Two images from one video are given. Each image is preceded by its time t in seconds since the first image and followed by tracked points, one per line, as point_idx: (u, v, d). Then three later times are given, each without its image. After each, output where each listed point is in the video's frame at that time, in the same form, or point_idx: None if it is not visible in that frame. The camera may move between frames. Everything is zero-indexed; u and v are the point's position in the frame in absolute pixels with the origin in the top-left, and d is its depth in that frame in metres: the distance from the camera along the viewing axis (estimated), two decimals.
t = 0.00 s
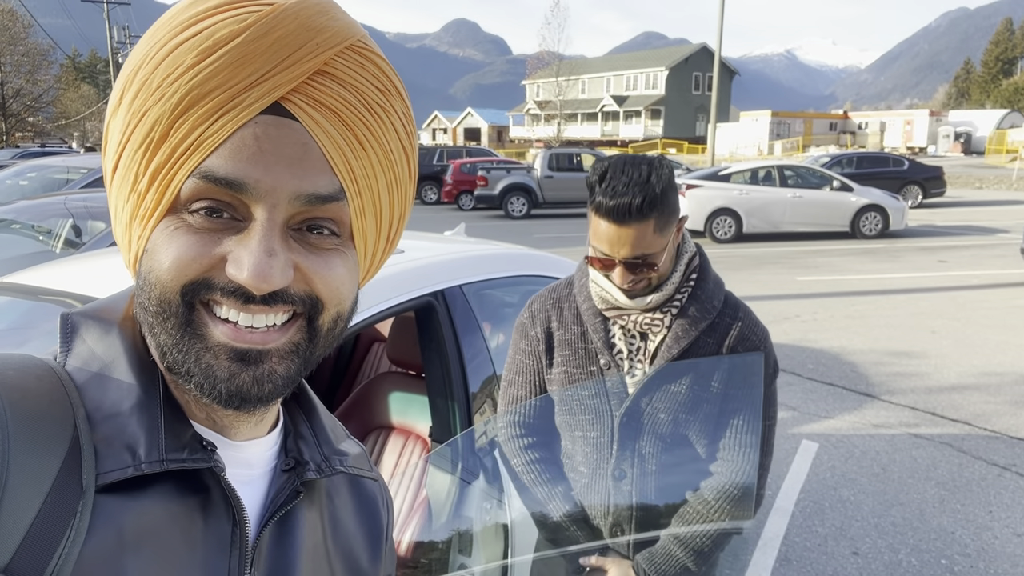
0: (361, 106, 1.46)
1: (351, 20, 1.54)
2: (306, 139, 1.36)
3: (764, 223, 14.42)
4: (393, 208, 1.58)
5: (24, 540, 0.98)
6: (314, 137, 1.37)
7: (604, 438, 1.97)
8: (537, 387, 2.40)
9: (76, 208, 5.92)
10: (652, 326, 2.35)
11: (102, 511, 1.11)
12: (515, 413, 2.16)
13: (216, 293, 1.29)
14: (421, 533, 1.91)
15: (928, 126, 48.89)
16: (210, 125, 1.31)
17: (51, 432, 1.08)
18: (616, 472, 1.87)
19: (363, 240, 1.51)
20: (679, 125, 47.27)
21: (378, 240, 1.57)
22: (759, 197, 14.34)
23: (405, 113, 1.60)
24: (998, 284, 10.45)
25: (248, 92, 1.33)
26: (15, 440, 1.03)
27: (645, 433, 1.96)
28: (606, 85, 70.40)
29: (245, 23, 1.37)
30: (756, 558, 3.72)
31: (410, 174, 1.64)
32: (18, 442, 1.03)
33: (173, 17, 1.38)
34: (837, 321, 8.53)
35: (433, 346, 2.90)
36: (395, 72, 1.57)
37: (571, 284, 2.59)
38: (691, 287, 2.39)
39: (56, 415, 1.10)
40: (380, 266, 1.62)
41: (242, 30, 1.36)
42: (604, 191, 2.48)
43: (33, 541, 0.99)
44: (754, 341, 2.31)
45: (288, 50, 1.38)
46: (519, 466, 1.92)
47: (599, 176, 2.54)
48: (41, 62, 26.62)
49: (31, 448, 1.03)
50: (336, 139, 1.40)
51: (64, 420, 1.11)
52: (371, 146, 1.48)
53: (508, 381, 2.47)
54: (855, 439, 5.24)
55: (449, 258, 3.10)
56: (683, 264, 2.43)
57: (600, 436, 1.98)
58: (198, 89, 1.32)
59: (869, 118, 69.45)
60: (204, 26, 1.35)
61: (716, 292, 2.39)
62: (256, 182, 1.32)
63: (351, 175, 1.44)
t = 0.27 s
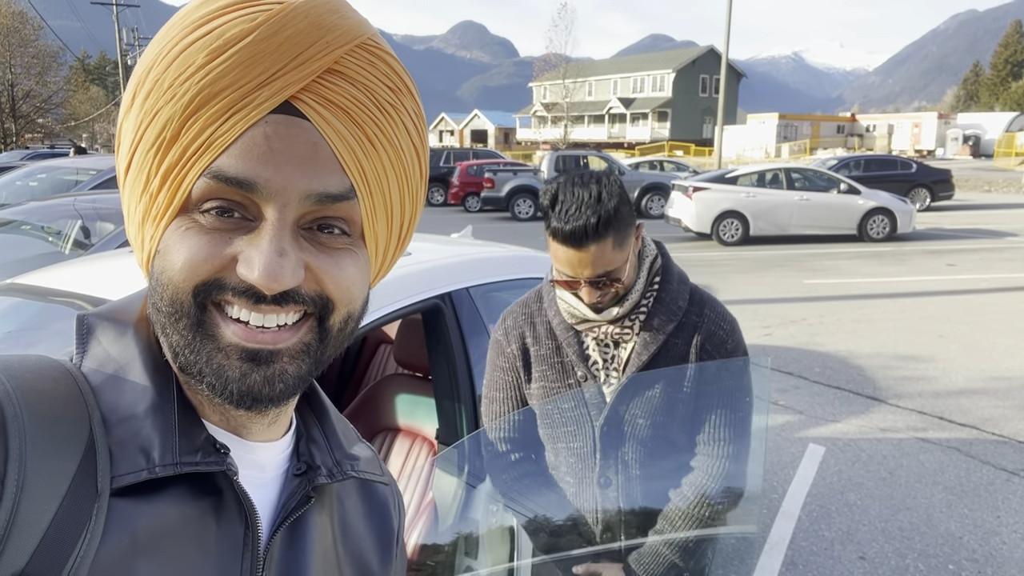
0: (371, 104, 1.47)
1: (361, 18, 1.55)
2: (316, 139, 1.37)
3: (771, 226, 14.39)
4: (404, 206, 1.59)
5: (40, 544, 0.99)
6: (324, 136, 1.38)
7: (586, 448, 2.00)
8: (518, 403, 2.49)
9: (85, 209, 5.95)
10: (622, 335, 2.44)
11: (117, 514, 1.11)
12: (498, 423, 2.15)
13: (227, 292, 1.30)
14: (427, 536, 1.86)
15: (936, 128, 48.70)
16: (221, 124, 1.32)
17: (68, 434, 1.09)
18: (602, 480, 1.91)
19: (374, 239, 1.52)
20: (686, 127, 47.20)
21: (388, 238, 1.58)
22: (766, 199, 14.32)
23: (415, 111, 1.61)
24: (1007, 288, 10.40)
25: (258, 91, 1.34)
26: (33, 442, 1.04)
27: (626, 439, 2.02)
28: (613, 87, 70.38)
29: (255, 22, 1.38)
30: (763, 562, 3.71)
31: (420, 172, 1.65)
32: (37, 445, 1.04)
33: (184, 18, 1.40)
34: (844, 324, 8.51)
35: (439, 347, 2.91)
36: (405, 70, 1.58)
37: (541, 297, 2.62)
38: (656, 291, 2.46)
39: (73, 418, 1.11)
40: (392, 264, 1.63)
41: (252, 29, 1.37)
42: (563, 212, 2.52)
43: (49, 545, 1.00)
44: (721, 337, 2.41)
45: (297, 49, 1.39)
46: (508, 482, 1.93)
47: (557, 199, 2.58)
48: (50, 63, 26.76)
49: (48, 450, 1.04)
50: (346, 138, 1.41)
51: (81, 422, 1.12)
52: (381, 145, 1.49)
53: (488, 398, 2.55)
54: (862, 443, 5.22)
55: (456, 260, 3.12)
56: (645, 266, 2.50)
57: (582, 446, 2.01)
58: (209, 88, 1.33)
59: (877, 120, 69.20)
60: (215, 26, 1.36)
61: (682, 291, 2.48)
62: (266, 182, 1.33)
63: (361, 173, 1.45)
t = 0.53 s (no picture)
0: (377, 106, 1.47)
1: (367, 17, 1.54)
2: (321, 142, 1.38)
3: (781, 227, 14.33)
4: (408, 207, 1.59)
5: (46, 540, 1.00)
6: (330, 140, 1.39)
7: (580, 445, 2.02)
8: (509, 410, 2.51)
9: (97, 210, 5.99)
10: (603, 331, 2.43)
11: (122, 510, 1.12)
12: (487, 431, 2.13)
13: (232, 297, 1.31)
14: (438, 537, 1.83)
15: (949, 129, 48.36)
16: (227, 127, 1.32)
17: (73, 432, 1.10)
18: (597, 476, 1.91)
19: (378, 241, 1.53)
20: (696, 128, 47.07)
21: (392, 238, 1.58)
22: (776, 200, 14.26)
23: (421, 111, 1.61)
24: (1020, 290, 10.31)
25: (264, 94, 1.34)
26: (39, 439, 1.05)
27: (619, 433, 2.04)
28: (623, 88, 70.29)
29: (260, 23, 1.38)
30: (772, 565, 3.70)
31: (424, 172, 1.65)
32: (42, 443, 1.05)
33: (189, 17, 1.40)
34: (855, 326, 8.46)
35: (447, 348, 2.92)
36: (410, 71, 1.59)
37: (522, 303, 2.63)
38: (633, 284, 2.44)
39: (77, 416, 1.12)
40: (395, 263, 1.64)
41: (258, 30, 1.37)
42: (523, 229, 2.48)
43: (55, 541, 1.01)
44: (703, 322, 2.42)
45: (303, 51, 1.39)
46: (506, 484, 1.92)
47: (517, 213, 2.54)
48: (64, 66, 26.96)
49: (53, 448, 1.05)
50: (352, 141, 1.41)
51: (85, 420, 1.13)
52: (386, 147, 1.49)
53: (479, 405, 2.58)
54: (873, 445, 5.19)
55: (464, 261, 3.12)
56: (620, 260, 2.49)
57: (575, 443, 2.03)
58: (215, 90, 1.34)
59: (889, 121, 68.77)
60: (220, 26, 1.36)
61: (659, 279, 2.46)
62: (271, 186, 1.34)
63: (366, 177, 1.45)
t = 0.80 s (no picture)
0: (359, 114, 1.45)
1: (351, 21, 1.52)
2: (301, 152, 1.35)
3: (791, 227, 14.22)
4: (389, 214, 1.58)
5: (13, 553, 0.96)
6: (310, 149, 1.36)
7: (577, 449, 1.99)
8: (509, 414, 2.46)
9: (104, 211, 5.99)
10: (602, 331, 2.37)
11: (91, 523, 1.09)
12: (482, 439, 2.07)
13: (209, 315, 1.26)
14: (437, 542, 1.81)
15: (961, 128, 47.99)
16: (205, 135, 1.29)
17: (38, 442, 1.07)
18: (594, 480, 1.86)
19: (358, 251, 1.50)
20: (706, 128, 46.88)
21: (372, 247, 1.56)
22: (786, 200, 14.16)
23: (403, 118, 1.60)
24: None
25: (243, 102, 1.31)
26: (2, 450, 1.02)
27: (616, 435, 2.00)
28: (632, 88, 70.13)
29: (241, 28, 1.35)
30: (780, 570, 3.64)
31: (405, 179, 1.63)
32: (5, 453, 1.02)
33: (167, 19, 1.36)
34: (866, 327, 8.37)
35: (447, 351, 2.89)
36: (394, 79, 1.57)
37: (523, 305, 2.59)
38: (632, 283, 2.42)
39: (42, 426, 1.09)
40: (375, 270, 1.61)
41: (238, 35, 1.35)
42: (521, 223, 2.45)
43: (22, 554, 0.97)
44: (706, 319, 2.37)
45: (285, 57, 1.36)
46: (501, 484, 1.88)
47: (512, 210, 2.52)
48: (75, 68, 27.06)
49: (17, 458, 1.02)
50: (332, 149, 1.39)
51: (52, 430, 1.10)
52: (367, 156, 1.47)
53: (473, 407, 2.54)
54: (883, 449, 5.12)
55: (466, 263, 3.08)
56: (619, 258, 2.46)
57: (572, 447, 2.00)
58: (192, 96, 1.31)
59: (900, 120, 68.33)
60: (199, 29, 1.33)
61: (659, 279, 2.43)
62: (251, 198, 1.30)
63: (346, 186, 1.43)
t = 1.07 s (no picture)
0: (353, 117, 1.42)
1: (347, 24, 1.49)
2: (294, 152, 1.32)
3: (798, 228, 14.14)
4: (381, 216, 1.54)
5: None
6: (303, 150, 1.33)
7: (572, 444, 1.96)
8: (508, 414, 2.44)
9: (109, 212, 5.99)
10: (603, 325, 2.35)
11: (71, 522, 1.06)
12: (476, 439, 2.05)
13: (198, 309, 1.25)
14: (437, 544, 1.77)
15: (970, 129, 47.69)
16: (197, 133, 1.27)
17: (18, 439, 1.04)
18: (588, 477, 1.83)
19: (350, 252, 1.47)
20: (713, 129, 46.76)
21: (363, 249, 1.52)
22: (793, 201, 14.09)
23: (398, 122, 1.56)
24: None
25: (236, 101, 1.29)
26: None
27: (611, 430, 1.97)
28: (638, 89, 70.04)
29: (235, 28, 1.33)
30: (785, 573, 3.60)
31: (399, 182, 1.59)
32: None
33: (162, 17, 1.34)
34: (873, 329, 8.31)
35: (446, 351, 2.87)
36: (389, 81, 1.54)
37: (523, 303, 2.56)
38: (633, 277, 2.39)
39: (23, 423, 1.06)
40: (366, 274, 1.57)
41: (232, 35, 1.32)
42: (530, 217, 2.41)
43: None
44: (712, 309, 2.34)
45: (279, 57, 1.34)
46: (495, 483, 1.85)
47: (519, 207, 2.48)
48: (83, 71, 27.18)
49: None
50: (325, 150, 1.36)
51: (33, 428, 1.07)
52: (361, 157, 1.43)
53: (472, 402, 2.51)
54: (891, 451, 5.07)
55: (465, 262, 3.06)
56: (621, 251, 2.43)
57: (568, 442, 1.98)
58: (185, 95, 1.28)
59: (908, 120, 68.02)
60: (194, 29, 1.31)
61: (661, 274, 2.41)
62: (241, 197, 1.28)
63: (339, 188, 1.40)
